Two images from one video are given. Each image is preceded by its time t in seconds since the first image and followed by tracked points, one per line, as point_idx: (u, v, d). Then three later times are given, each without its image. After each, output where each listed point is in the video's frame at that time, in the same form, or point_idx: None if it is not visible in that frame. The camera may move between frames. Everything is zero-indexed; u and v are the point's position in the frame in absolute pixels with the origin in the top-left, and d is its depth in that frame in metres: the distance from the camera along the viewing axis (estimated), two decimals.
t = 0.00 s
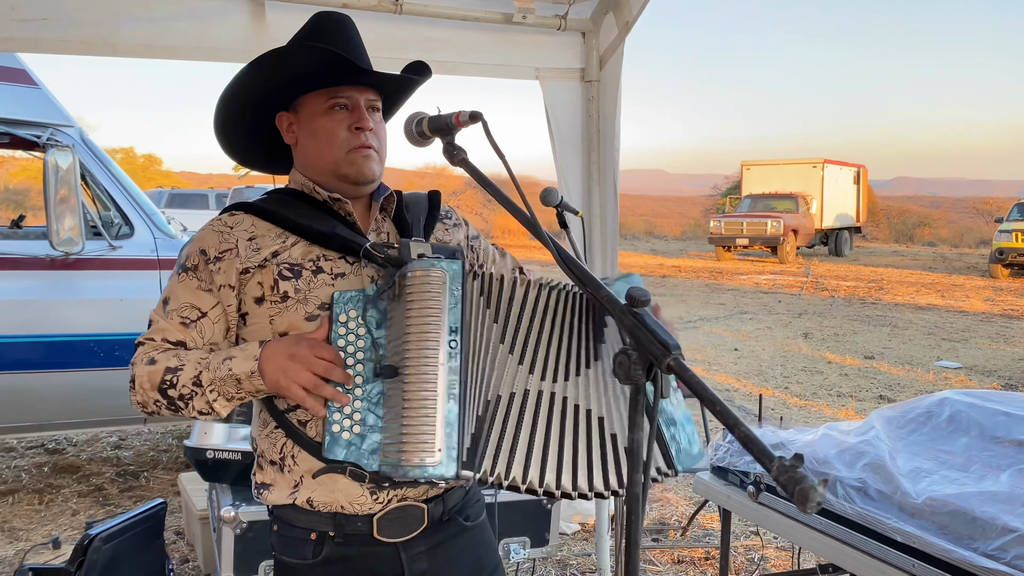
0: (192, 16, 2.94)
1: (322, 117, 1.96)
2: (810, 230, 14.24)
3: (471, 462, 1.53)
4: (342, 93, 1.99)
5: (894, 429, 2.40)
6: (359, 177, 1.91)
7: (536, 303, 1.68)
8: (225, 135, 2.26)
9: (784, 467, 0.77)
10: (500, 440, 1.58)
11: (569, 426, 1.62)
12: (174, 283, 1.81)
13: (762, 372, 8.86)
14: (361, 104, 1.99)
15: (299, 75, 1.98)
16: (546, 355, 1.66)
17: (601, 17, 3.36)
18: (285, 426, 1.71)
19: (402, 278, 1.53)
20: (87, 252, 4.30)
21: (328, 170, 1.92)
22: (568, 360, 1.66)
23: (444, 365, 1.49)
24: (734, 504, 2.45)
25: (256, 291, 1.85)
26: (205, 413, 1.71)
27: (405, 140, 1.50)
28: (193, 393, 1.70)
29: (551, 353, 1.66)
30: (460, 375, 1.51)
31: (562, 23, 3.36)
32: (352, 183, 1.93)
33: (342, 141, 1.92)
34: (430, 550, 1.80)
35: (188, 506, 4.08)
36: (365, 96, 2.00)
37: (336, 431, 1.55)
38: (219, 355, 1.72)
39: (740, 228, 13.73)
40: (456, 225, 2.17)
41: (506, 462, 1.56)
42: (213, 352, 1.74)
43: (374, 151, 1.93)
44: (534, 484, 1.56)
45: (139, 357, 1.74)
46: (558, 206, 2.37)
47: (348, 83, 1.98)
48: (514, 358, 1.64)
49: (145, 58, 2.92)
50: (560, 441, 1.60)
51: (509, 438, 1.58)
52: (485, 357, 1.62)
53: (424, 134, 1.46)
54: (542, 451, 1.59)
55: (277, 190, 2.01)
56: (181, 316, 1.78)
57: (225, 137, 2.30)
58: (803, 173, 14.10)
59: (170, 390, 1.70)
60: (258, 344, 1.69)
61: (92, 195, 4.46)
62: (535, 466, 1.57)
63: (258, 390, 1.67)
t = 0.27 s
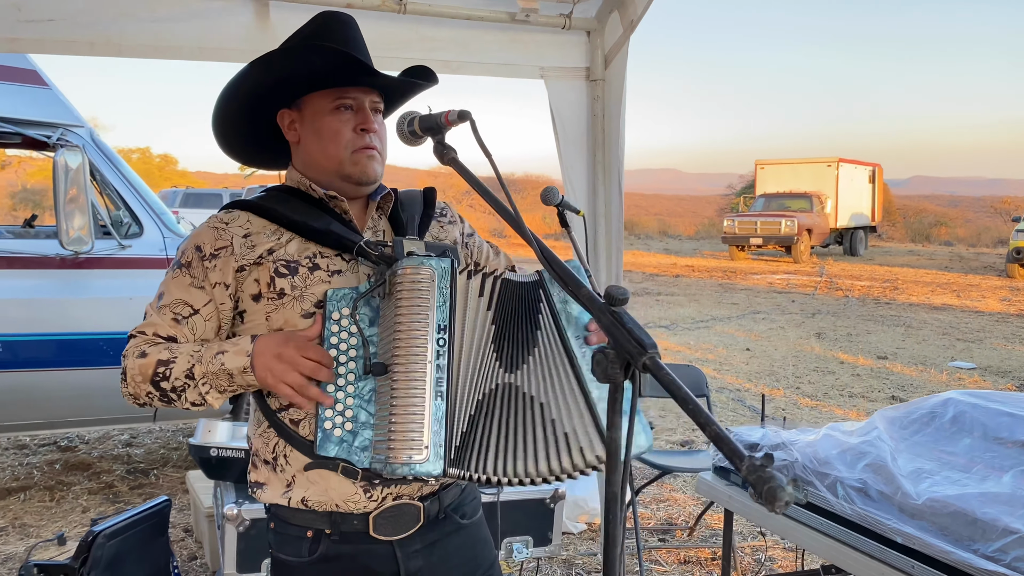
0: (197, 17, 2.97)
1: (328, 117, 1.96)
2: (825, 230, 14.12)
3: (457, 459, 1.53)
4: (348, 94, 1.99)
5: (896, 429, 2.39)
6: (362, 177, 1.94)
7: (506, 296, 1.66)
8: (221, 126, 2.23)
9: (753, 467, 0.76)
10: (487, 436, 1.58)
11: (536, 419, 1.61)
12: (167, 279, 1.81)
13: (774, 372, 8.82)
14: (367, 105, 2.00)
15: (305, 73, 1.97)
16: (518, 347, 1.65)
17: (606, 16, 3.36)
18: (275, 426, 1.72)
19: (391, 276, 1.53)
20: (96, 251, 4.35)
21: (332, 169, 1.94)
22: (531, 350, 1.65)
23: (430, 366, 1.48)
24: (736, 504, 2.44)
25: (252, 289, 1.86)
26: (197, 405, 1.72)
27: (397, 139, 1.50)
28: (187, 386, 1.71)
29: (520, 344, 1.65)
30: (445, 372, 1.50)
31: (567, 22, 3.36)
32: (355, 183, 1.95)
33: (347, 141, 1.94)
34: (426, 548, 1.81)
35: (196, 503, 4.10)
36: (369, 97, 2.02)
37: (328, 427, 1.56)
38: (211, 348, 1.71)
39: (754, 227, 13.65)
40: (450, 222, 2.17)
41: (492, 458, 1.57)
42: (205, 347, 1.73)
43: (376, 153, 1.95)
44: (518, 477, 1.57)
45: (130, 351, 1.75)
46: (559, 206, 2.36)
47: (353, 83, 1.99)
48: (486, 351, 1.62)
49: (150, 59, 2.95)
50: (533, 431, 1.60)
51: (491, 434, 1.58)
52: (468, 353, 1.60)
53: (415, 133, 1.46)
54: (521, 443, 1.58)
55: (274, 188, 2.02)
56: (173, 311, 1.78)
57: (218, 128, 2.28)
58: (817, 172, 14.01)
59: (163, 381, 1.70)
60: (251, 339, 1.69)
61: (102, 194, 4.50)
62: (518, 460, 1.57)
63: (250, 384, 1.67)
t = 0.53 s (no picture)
0: (205, 17, 2.99)
1: (338, 120, 1.96)
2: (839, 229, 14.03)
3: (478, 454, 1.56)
4: (356, 96, 1.99)
5: (903, 428, 2.37)
6: (370, 179, 1.94)
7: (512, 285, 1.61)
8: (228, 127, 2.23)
9: (739, 462, 0.76)
10: (498, 427, 1.58)
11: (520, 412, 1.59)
12: (179, 276, 1.81)
13: (785, 371, 8.77)
14: (375, 108, 2.00)
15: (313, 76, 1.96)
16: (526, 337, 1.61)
17: (613, 14, 3.35)
18: (288, 419, 1.74)
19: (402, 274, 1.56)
20: (107, 250, 4.39)
21: (341, 172, 1.94)
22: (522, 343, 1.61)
23: (444, 363, 1.53)
24: (742, 503, 2.42)
25: (261, 286, 1.86)
26: (210, 405, 1.71)
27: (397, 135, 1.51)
28: (199, 385, 1.70)
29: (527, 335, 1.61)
30: (461, 370, 1.55)
31: (574, 20, 3.35)
32: (364, 185, 1.96)
33: (356, 144, 1.94)
34: (433, 544, 1.81)
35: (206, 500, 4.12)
36: (378, 100, 2.02)
37: (340, 424, 1.58)
38: (224, 349, 1.71)
39: (767, 226, 13.58)
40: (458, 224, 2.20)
41: (503, 448, 1.58)
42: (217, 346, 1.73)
43: (384, 155, 1.96)
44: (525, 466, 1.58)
45: (145, 350, 1.75)
46: (563, 204, 2.37)
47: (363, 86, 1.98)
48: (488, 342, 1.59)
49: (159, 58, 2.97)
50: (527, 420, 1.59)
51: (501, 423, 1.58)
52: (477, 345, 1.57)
53: (414, 130, 1.46)
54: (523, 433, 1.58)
55: (284, 187, 2.03)
56: (186, 308, 1.78)
57: (226, 128, 2.28)
58: (831, 170, 13.92)
59: (177, 381, 1.70)
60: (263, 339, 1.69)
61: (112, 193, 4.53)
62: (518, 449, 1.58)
63: (263, 383, 1.66)
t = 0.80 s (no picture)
0: (214, 18, 3.01)
1: (344, 118, 1.98)
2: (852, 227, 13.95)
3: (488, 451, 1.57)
4: (362, 93, 2.00)
5: (912, 428, 2.36)
6: (376, 176, 1.95)
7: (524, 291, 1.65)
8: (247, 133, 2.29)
9: (734, 461, 0.75)
10: (510, 428, 1.58)
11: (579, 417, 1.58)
12: (193, 275, 1.82)
13: (797, 371, 8.73)
14: (381, 104, 2.01)
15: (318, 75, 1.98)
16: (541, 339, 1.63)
17: (621, 13, 3.35)
18: (301, 417, 1.74)
19: (411, 274, 1.57)
20: (119, 250, 4.41)
21: (347, 169, 1.96)
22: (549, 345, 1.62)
23: (453, 364, 1.54)
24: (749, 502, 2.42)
25: (271, 286, 1.87)
26: (221, 408, 1.71)
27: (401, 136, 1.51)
28: (211, 388, 1.70)
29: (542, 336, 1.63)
30: (470, 370, 1.56)
31: (582, 19, 3.35)
32: (370, 182, 1.96)
33: (361, 141, 1.95)
34: (441, 541, 1.82)
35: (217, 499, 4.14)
36: (384, 97, 2.03)
37: (350, 424, 1.58)
38: (235, 350, 1.70)
39: (779, 224, 13.52)
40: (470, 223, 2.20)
41: (519, 449, 1.57)
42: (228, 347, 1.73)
43: (391, 152, 1.96)
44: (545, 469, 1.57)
45: (162, 350, 1.75)
46: (570, 203, 2.37)
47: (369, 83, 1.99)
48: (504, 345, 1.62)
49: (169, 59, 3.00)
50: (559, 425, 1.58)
51: (516, 424, 1.59)
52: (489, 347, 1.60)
53: (418, 130, 1.47)
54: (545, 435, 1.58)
55: (297, 188, 2.04)
56: (201, 308, 1.78)
57: (246, 135, 2.34)
58: (844, 169, 13.85)
59: (189, 383, 1.70)
60: (272, 341, 1.68)
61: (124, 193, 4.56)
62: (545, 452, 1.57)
63: (271, 386, 1.65)
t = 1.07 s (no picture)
0: (221, 20, 3.02)
1: (327, 122, 2.01)
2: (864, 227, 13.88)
3: (502, 455, 1.59)
4: (343, 95, 2.02)
5: (920, 429, 2.34)
6: (358, 177, 1.93)
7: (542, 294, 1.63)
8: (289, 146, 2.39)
9: (727, 461, 0.75)
10: (526, 432, 1.60)
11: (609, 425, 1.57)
12: (211, 280, 1.84)
13: (808, 371, 8.69)
14: (362, 104, 2.01)
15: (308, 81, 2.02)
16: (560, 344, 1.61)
17: (628, 13, 3.34)
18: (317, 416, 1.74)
19: (425, 278, 1.57)
20: (130, 250, 4.43)
21: (333, 172, 1.97)
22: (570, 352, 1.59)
23: (470, 368, 1.54)
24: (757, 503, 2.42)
25: (284, 290, 1.88)
26: (242, 412, 1.71)
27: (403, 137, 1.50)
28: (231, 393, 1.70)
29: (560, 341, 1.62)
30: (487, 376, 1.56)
31: (589, 19, 3.35)
32: (356, 182, 1.95)
33: (343, 142, 1.94)
34: (453, 541, 1.82)
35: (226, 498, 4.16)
36: (367, 95, 2.02)
37: (363, 424, 1.58)
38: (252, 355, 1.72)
39: (791, 224, 13.46)
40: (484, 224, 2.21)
41: (535, 454, 1.60)
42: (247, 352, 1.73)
43: (372, 152, 1.93)
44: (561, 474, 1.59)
45: (184, 353, 1.74)
46: (575, 203, 2.37)
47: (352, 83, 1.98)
48: (537, 352, 1.62)
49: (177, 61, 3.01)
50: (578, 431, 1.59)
51: (532, 428, 1.60)
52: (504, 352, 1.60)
53: (420, 130, 1.47)
54: (562, 440, 1.60)
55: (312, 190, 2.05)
56: (220, 312, 1.80)
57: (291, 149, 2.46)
58: (857, 168, 13.78)
59: (210, 388, 1.70)
60: (287, 346, 1.69)
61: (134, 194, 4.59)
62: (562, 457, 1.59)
63: (287, 391, 1.67)
